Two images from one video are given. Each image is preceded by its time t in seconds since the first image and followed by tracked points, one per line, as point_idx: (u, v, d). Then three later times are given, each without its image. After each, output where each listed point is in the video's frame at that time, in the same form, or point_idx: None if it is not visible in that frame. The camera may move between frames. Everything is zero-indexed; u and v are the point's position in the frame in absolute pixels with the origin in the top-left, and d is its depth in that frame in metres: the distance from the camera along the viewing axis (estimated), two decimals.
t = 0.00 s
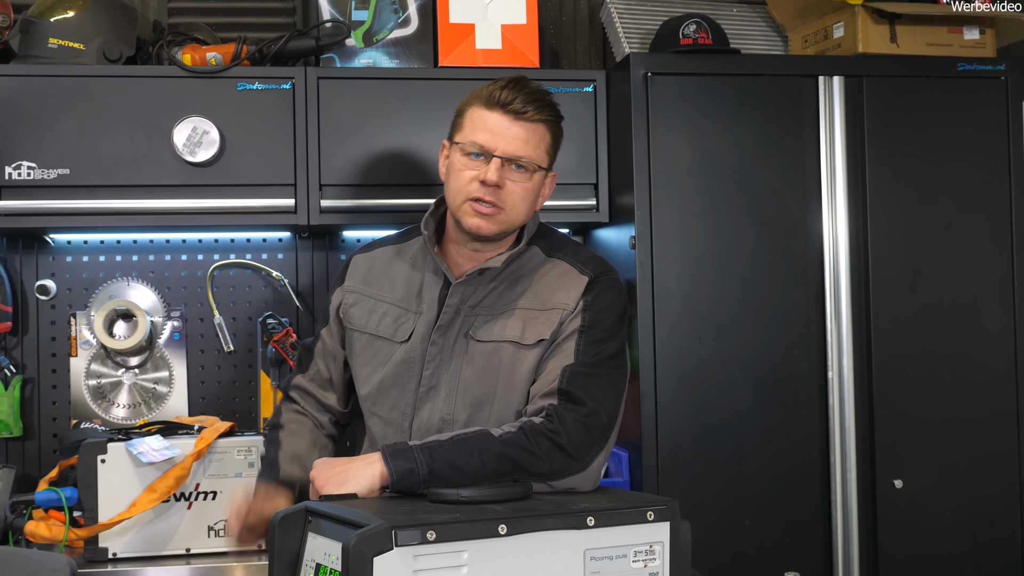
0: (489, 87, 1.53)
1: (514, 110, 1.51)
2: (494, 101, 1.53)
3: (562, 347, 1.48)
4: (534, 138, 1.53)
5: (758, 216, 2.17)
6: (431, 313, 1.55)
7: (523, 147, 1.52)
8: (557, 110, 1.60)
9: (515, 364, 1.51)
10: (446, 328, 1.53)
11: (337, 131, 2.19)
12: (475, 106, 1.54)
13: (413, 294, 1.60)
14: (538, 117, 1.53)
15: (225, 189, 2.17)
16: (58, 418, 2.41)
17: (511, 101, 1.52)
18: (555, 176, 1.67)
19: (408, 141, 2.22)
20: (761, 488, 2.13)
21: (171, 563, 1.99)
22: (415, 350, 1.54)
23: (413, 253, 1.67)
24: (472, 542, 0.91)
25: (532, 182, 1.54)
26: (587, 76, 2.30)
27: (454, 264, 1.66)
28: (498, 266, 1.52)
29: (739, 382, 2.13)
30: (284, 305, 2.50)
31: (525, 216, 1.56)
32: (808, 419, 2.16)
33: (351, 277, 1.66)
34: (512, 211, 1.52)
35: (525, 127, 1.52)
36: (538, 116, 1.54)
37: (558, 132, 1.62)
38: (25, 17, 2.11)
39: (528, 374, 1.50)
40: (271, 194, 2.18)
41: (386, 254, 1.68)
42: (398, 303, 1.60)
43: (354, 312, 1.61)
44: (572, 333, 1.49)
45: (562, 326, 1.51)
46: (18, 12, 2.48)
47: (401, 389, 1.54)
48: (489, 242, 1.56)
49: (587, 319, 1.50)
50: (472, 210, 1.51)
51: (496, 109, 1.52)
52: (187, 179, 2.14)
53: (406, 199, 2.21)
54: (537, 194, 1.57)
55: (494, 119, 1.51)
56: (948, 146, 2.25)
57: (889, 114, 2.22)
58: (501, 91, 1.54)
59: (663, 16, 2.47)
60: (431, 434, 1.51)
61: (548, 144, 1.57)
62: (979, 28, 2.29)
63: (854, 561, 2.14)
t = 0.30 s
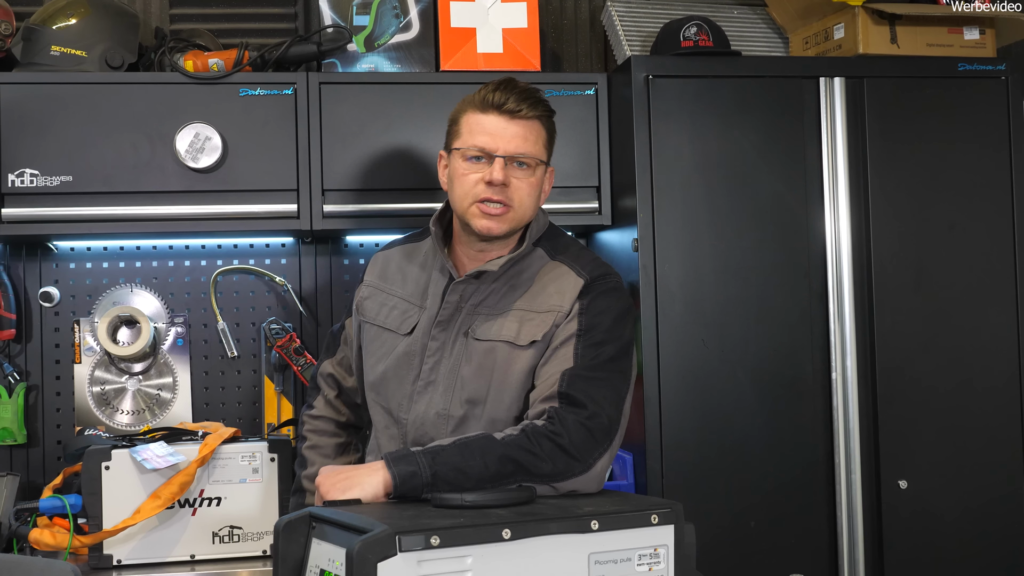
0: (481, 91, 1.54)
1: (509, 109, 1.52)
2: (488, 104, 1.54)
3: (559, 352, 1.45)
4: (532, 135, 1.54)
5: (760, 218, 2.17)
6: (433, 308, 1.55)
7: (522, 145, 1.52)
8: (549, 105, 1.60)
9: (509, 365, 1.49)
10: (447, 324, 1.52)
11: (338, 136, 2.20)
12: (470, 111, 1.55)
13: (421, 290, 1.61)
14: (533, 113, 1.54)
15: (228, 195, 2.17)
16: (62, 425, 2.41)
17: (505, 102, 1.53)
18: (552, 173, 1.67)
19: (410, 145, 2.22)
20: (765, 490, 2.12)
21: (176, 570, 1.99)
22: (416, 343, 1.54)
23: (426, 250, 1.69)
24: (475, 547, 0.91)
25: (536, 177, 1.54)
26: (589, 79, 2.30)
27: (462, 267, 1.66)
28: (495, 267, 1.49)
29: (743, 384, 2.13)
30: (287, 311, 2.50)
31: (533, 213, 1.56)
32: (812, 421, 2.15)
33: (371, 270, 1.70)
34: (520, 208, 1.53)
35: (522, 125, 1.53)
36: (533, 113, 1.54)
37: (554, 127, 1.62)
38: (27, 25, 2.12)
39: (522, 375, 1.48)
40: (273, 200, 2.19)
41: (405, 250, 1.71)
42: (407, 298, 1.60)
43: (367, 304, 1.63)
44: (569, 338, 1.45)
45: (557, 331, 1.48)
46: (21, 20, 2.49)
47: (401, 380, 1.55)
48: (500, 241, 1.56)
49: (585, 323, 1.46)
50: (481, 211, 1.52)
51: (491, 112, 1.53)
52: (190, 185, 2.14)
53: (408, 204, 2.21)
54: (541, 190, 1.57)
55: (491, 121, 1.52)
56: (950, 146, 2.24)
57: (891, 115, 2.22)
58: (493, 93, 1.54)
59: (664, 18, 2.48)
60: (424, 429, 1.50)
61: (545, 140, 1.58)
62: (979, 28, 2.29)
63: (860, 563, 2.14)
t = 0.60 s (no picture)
0: (428, 110, 1.50)
1: (456, 126, 1.48)
2: (437, 122, 1.50)
3: (545, 355, 1.44)
4: (486, 146, 1.50)
5: (758, 223, 2.17)
6: (424, 315, 1.54)
7: (477, 158, 1.49)
8: (501, 107, 1.55)
9: (496, 370, 1.47)
10: (436, 330, 1.51)
11: (337, 141, 2.20)
12: (422, 133, 1.51)
13: (415, 299, 1.61)
14: (482, 124, 1.49)
15: (226, 201, 2.17)
16: (60, 431, 2.41)
17: (451, 118, 1.49)
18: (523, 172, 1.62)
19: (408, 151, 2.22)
20: (764, 496, 2.12)
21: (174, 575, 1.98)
22: (407, 350, 1.53)
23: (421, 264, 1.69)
24: (473, 554, 0.91)
25: (498, 186, 1.51)
26: (587, 85, 2.31)
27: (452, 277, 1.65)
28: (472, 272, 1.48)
29: (741, 389, 2.13)
30: (285, 316, 2.50)
31: (502, 220, 1.54)
32: (811, 426, 2.15)
33: (371, 284, 1.70)
34: (487, 220, 1.51)
35: (474, 138, 1.49)
36: (482, 123, 1.50)
37: (511, 126, 1.57)
38: (26, 30, 2.13)
39: (509, 380, 1.46)
40: (272, 206, 2.19)
41: (404, 262, 1.72)
42: (400, 307, 1.61)
43: (364, 315, 1.64)
44: (555, 341, 1.45)
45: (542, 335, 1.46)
46: (19, 26, 2.49)
47: (392, 386, 1.53)
48: (476, 253, 1.56)
49: (570, 326, 1.45)
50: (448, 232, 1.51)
51: (441, 130, 1.49)
52: (189, 191, 2.15)
53: (406, 210, 2.21)
54: (506, 197, 1.53)
55: (441, 140, 1.49)
56: (948, 152, 2.25)
57: (889, 121, 2.23)
58: (441, 110, 1.50)
59: (662, 25, 2.48)
60: (413, 433, 1.48)
61: (503, 146, 1.53)
62: (977, 34, 2.28)
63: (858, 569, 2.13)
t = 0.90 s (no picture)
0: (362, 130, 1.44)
1: (392, 141, 1.41)
2: (372, 141, 1.43)
3: (534, 351, 1.37)
4: (425, 153, 1.42)
5: (762, 223, 2.17)
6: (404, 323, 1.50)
7: (418, 167, 1.42)
8: (433, 108, 1.47)
9: (482, 371, 1.41)
10: (418, 336, 1.46)
11: (341, 142, 2.20)
12: (361, 155, 1.45)
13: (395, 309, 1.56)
14: (415, 133, 1.42)
15: (230, 202, 2.18)
16: (65, 431, 2.42)
17: (383, 134, 1.41)
18: (472, 164, 1.54)
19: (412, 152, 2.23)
20: (768, 496, 2.12)
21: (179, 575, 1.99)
22: (390, 359, 1.49)
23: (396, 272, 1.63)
24: (477, 554, 0.91)
25: (447, 189, 1.45)
26: (591, 86, 2.31)
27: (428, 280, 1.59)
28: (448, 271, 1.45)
29: (744, 391, 2.13)
30: (289, 316, 2.51)
31: (459, 221, 1.48)
32: (815, 427, 2.15)
33: (347, 299, 1.66)
34: (444, 226, 1.45)
35: (411, 148, 1.42)
36: (415, 131, 1.42)
37: (449, 124, 1.49)
38: (31, 31, 2.13)
39: (498, 380, 1.41)
40: (277, 206, 2.19)
41: (380, 274, 1.67)
42: (380, 319, 1.56)
43: (344, 331, 1.60)
44: (543, 337, 1.37)
45: (525, 332, 1.40)
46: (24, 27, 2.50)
47: (380, 396, 1.49)
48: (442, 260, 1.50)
49: (555, 321, 1.38)
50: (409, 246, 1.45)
51: (377, 147, 1.42)
52: (193, 192, 2.15)
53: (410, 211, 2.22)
54: (457, 198, 1.47)
55: (379, 158, 1.42)
56: (952, 152, 2.24)
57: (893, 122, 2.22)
58: (373, 126, 1.43)
59: (666, 25, 2.48)
60: (404, 441, 1.43)
61: (444, 148, 1.46)
62: (983, 35, 2.28)
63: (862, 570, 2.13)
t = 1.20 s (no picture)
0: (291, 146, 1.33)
1: (322, 156, 1.30)
2: (303, 158, 1.32)
3: (514, 346, 1.30)
4: (359, 163, 1.31)
5: (771, 223, 2.16)
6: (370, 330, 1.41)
7: (353, 179, 1.31)
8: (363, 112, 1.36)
9: (458, 372, 1.33)
10: (385, 343, 1.38)
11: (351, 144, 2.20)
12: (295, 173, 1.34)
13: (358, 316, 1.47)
14: (344, 142, 1.30)
15: (240, 203, 2.19)
16: (76, 431, 2.43)
17: (312, 148, 1.30)
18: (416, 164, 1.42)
19: (421, 153, 2.23)
20: (777, 497, 2.11)
21: None
22: (360, 368, 1.40)
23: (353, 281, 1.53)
24: (488, 555, 0.91)
25: (387, 197, 1.33)
26: (600, 86, 2.30)
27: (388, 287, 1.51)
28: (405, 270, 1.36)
29: (754, 390, 2.12)
30: (298, 317, 2.52)
31: (406, 227, 1.37)
32: (824, 428, 2.14)
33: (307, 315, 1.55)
34: (389, 237, 1.34)
35: (343, 161, 1.31)
36: (346, 139, 1.31)
37: (383, 126, 1.38)
38: (41, 34, 2.14)
39: (476, 380, 1.33)
40: (286, 207, 2.20)
41: (338, 282, 1.57)
42: (342, 330, 1.47)
43: (307, 347, 1.49)
44: (523, 332, 1.30)
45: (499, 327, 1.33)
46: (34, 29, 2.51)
47: (352, 408, 1.40)
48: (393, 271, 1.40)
49: (533, 313, 1.32)
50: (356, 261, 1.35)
51: (308, 162, 1.31)
52: (203, 193, 2.16)
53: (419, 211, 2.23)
54: (400, 205, 1.36)
55: (311, 173, 1.31)
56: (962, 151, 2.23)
57: (903, 121, 2.21)
58: (302, 139, 1.32)
59: (675, 25, 2.48)
60: (382, 450, 1.35)
61: (380, 154, 1.34)
62: (993, 33, 2.28)
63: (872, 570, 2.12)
